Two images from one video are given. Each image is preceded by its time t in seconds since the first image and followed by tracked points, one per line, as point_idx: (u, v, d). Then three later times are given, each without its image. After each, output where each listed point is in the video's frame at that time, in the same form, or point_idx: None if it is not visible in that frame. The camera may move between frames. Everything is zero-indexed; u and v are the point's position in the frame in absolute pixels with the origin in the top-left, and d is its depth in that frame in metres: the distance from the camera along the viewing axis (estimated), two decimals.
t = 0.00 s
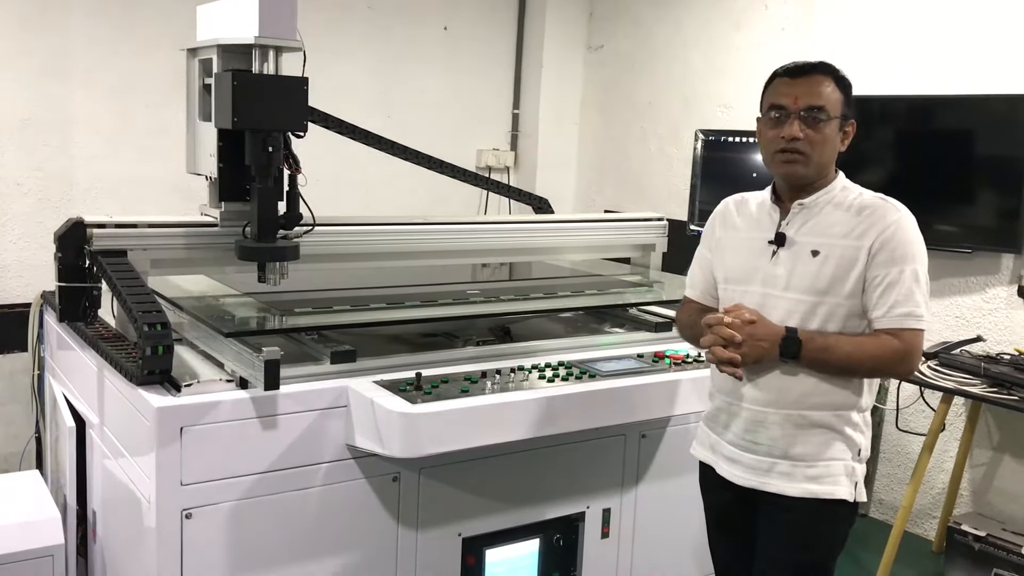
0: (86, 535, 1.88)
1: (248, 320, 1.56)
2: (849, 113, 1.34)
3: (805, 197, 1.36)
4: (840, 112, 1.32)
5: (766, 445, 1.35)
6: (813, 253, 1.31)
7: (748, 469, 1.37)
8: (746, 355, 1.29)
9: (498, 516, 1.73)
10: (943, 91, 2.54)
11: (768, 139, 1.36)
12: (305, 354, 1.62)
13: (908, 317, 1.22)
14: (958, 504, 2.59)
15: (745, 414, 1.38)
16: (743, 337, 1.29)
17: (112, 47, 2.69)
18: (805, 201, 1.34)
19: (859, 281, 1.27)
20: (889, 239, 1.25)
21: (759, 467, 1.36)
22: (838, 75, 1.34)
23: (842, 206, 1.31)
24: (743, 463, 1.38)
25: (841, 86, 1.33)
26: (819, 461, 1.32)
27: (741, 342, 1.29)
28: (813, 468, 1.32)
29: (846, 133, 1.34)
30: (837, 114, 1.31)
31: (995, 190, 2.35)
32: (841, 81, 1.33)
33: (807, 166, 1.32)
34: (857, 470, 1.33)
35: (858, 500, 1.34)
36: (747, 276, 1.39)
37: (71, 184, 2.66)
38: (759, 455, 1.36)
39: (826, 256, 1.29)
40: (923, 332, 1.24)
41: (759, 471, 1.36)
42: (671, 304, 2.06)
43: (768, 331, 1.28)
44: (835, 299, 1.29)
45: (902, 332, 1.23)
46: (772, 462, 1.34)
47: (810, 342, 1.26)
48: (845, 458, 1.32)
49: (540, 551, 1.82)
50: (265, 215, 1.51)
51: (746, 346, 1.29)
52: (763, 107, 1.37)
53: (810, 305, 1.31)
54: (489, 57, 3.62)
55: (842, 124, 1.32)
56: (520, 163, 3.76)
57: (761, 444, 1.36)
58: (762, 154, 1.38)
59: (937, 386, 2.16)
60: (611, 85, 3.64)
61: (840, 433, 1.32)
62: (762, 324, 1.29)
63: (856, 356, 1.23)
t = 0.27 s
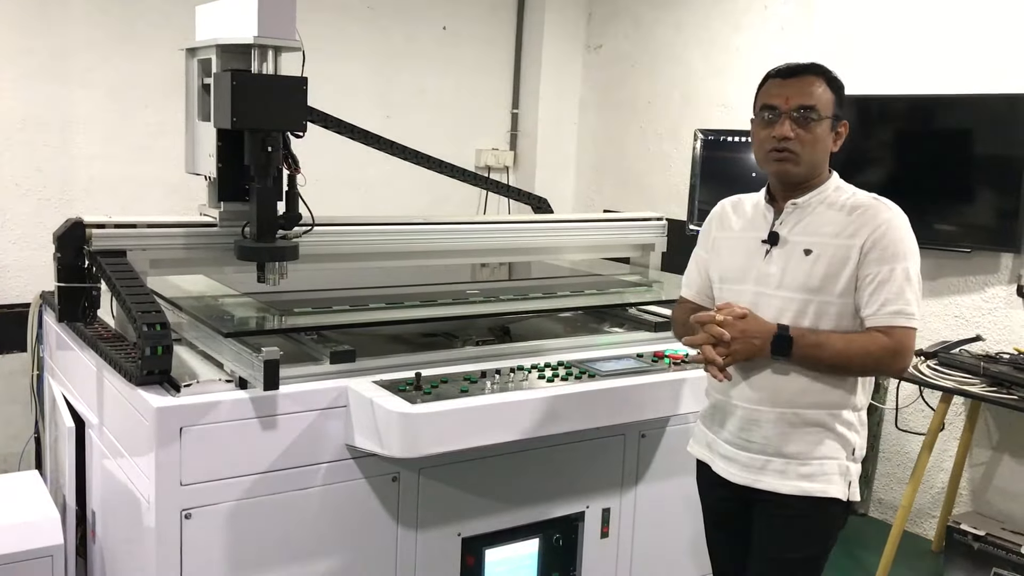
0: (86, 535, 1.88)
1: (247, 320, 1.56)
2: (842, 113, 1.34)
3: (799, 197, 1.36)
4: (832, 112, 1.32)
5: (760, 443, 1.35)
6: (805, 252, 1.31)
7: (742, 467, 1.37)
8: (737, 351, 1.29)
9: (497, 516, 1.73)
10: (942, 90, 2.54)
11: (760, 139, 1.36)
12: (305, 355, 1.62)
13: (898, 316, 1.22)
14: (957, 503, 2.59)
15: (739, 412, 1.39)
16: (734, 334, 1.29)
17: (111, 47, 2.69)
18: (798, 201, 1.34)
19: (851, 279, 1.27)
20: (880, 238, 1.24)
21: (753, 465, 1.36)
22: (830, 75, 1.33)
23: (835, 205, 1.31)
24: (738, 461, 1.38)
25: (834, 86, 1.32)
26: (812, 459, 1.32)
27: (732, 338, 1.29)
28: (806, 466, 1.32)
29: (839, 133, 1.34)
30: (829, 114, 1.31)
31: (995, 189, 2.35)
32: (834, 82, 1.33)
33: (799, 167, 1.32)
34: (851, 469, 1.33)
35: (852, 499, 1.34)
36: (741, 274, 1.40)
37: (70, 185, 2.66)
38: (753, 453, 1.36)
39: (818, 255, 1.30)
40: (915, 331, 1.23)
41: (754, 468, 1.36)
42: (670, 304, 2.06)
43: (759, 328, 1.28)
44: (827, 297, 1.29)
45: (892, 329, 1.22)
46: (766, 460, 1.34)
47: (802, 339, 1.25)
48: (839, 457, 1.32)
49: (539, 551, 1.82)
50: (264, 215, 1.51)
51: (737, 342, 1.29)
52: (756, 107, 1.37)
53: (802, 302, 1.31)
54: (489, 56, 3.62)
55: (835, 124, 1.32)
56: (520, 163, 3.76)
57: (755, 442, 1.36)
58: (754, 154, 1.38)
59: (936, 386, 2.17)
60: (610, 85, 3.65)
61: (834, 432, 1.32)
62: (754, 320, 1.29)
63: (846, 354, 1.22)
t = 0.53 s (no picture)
0: (86, 536, 1.88)
1: (248, 321, 1.57)
2: (834, 113, 1.34)
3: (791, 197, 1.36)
4: (823, 112, 1.31)
5: (750, 442, 1.35)
6: (795, 251, 1.31)
7: (733, 467, 1.38)
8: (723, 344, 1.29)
9: (497, 517, 1.73)
10: (942, 91, 2.55)
11: (751, 139, 1.36)
12: (305, 356, 1.62)
13: (889, 315, 1.21)
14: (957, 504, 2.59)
15: (730, 411, 1.39)
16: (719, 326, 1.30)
17: (111, 48, 2.69)
18: (789, 201, 1.34)
19: (841, 278, 1.27)
20: (870, 237, 1.25)
21: (744, 464, 1.36)
22: (822, 75, 1.33)
23: (826, 205, 1.31)
24: (729, 460, 1.38)
25: (825, 87, 1.32)
26: (803, 458, 1.31)
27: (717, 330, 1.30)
28: (797, 465, 1.31)
29: (831, 133, 1.34)
30: (819, 115, 1.31)
31: (994, 189, 2.35)
32: (825, 82, 1.33)
33: (790, 167, 1.32)
34: (844, 469, 1.32)
35: (846, 500, 1.33)
36: (733, 274, 1.40)
37: (71, 186, 2.66)
38: (744, 452, 1.36)
39: (808, 254, 1.30)
40: (906, 330, 1.23)
41: (745, 468, 1.36)
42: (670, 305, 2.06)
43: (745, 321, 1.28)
44: (816, 296, 1.29)
45: (882, 328, 1.22)
46: (756, 459, 1.35)
47: (791, 335, 1.25)
48: (831, 457, 1.31)
49: (540, 552, 1.82)
50: (264, 216, 1.51)
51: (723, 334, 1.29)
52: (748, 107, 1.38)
53: (792, 301, 1.31)
54: (489, 57, 3.62)
55: (826, 124, 1.32)
56: (520, 164, 3.76)
57: (746, 441, 1.36)
58: (746, 154, 1.38)
59: (936, 386, 2.17)
60: (610, 86, 3.65)
61: (825, 431, 1.32)
62: (741, 313, 1.29)
63: (834, 351, 1.22)
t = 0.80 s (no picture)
0: (88, 540, 1.88)
1: (250, 324, 1.57)
2: (835, 116, 1.33)
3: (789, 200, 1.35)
4: (823, 114, 1.31)
5: (735, 447, 1.35)
6: (789, 254, 1.31)
7: (718, 471, 1.38)
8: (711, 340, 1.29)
9: (499, 520, 1.73)
10: (943, 93, 2.55)
11: (750, 139, 1.36)
12: (306, 359, 1.61)
13: (880, 321, 1.21)
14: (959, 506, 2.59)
15: (715, 415, 1.39)
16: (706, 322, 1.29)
17: (114, 52, 2.69)
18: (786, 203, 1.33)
19: (833, 282, 1.27)
20: (864, 242, 1.24)
21: (729, 470, 1.36)
22: (824, 77, 1.33)
23: (823, 209, 1.30)
24: (714, 465, 1.38)
25: (827, 88, 1.32)
26: (789, 466, 1.31)
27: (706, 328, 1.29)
28: (781, 472, 1.31)
29: (832, 136, 1.34)
30: (820, 116, 1.30)
31: (996, 191, 2.35)
32: (827, 84, 1.32)
33: (788, 168, 1.32)
34: (829, 477, 1.31)
35: (833, 508, 1.32)
36: (728, 275, 1.40)
37: (73, 189, 2.66)
38: (729, 457, 1.36)
39: (802, 257, 1.29)
40: (898, 339, 1.22)
41: (730, 473, 1.36)
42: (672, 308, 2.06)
43: (732, 318, 1.28)
44: (806, 301, 1.29)
45: (873, 335, 1.21)
46: (741, 465, 1.34)
47: (780, 336, 1.26)
48: (816, 464, 1.31)
49: (541, 556, 1.82)
50: (266, 220, 1.51)
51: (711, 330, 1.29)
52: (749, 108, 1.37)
53: (782, 305, 1.31)
54: (491, 60, 3.63)
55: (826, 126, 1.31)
56: (521, 167, 3.77)
57: (732, 446, 1.36)
58: (746, 155, 1.38)
59: (938, 389, 2.16)
60: (611, 88, 3.65)
61: (812, 439, 1.31)
62: (732, 311, 1.29)
63: (821, 354, 1.22)
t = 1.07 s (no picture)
0: (92, 544, 1.88)
1: (253, 328, 1.57)
2: (844, 119, 1.33)
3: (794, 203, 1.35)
4: (832, 117, 1.31)
5: (732, 454, 1.35)
6: (791, 257, 1.31)
7: (715, 478, 1.38)
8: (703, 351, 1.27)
9: (503, 524, 1.73)
10: (945, 96, 2.55)
11: (757, 140, 1.35)
12: (310, 363, 1.61)
13: (879, 329, 1.21)
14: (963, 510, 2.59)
15: (712, 420, 1.38)
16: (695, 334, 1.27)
17: (117, 56, 2.70)
18: (791, 206, 1.33)
19: (835, 287, 1.27)
20: (868, 247, 1.24)
21: (726, 477, 1.36)
22: (834, 79, 1.33)
23: (827, 213, 1.30)
24: (711, 472, 1.38)
25: (836, 91, 1.32)
26: (787, 474, 1.31)
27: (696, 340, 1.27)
28: (780, 480, 1.31)
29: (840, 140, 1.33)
30: (829, 119, 1.30)
31: (999, 194, 2.35)
32: (837, 87, 1.32)
33: (795, 169, 1.31)
34: (829, 486, 1.31)
35: (833, 517, 1.32)
36: (728, 276, 1.40)
37: (76, 193, 2.67)
38: (726, 464, 1.36)
39: (804, 260, 1.29)
40: (895, 347, 1.22)
41: (727, 480, 1.36)
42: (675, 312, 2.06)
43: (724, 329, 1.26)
44: (807, 305, 1.29)
45: (868, 342, 1.21)
46: (738, 472, 1.34)
47: (771, 346, 1.24)
48: (816, 473, 1.30)
49: (545, 560, 1.81)
50: (270, 224, 1.51)
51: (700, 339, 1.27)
52: (756, 108, 1.37)
53: (782, 309, 1.31)
54: (495, 64, 3.63)
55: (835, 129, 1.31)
56: (525, 171, 3.77)
57: (729, 453, 1.35)
58: (752, 155, 1.38)
59: (942, 393, 2.16)
60: (614, 92, 3.66)
61: (812, 447, 1.30)
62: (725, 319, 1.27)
63: (814, 363, 1.21)
